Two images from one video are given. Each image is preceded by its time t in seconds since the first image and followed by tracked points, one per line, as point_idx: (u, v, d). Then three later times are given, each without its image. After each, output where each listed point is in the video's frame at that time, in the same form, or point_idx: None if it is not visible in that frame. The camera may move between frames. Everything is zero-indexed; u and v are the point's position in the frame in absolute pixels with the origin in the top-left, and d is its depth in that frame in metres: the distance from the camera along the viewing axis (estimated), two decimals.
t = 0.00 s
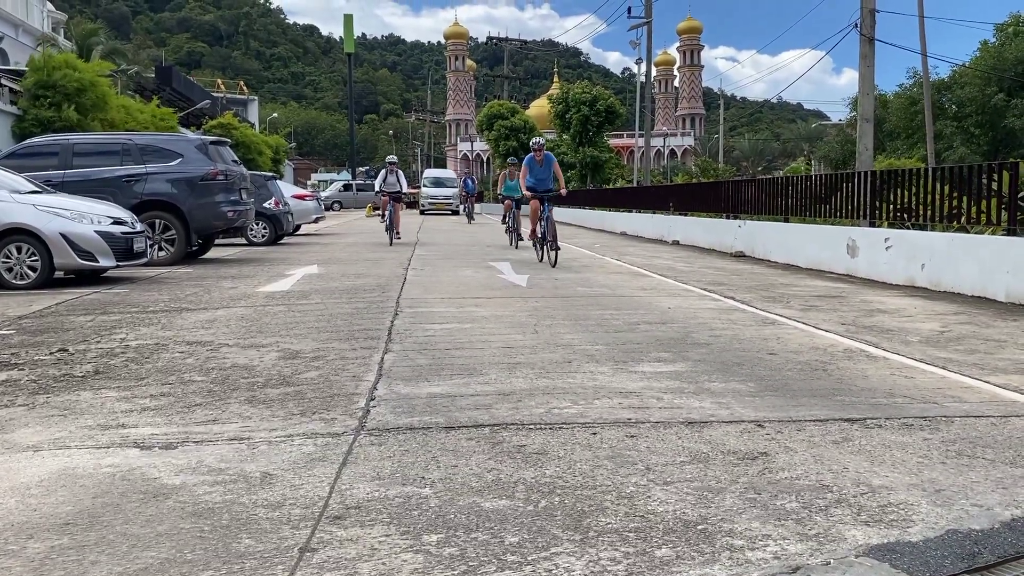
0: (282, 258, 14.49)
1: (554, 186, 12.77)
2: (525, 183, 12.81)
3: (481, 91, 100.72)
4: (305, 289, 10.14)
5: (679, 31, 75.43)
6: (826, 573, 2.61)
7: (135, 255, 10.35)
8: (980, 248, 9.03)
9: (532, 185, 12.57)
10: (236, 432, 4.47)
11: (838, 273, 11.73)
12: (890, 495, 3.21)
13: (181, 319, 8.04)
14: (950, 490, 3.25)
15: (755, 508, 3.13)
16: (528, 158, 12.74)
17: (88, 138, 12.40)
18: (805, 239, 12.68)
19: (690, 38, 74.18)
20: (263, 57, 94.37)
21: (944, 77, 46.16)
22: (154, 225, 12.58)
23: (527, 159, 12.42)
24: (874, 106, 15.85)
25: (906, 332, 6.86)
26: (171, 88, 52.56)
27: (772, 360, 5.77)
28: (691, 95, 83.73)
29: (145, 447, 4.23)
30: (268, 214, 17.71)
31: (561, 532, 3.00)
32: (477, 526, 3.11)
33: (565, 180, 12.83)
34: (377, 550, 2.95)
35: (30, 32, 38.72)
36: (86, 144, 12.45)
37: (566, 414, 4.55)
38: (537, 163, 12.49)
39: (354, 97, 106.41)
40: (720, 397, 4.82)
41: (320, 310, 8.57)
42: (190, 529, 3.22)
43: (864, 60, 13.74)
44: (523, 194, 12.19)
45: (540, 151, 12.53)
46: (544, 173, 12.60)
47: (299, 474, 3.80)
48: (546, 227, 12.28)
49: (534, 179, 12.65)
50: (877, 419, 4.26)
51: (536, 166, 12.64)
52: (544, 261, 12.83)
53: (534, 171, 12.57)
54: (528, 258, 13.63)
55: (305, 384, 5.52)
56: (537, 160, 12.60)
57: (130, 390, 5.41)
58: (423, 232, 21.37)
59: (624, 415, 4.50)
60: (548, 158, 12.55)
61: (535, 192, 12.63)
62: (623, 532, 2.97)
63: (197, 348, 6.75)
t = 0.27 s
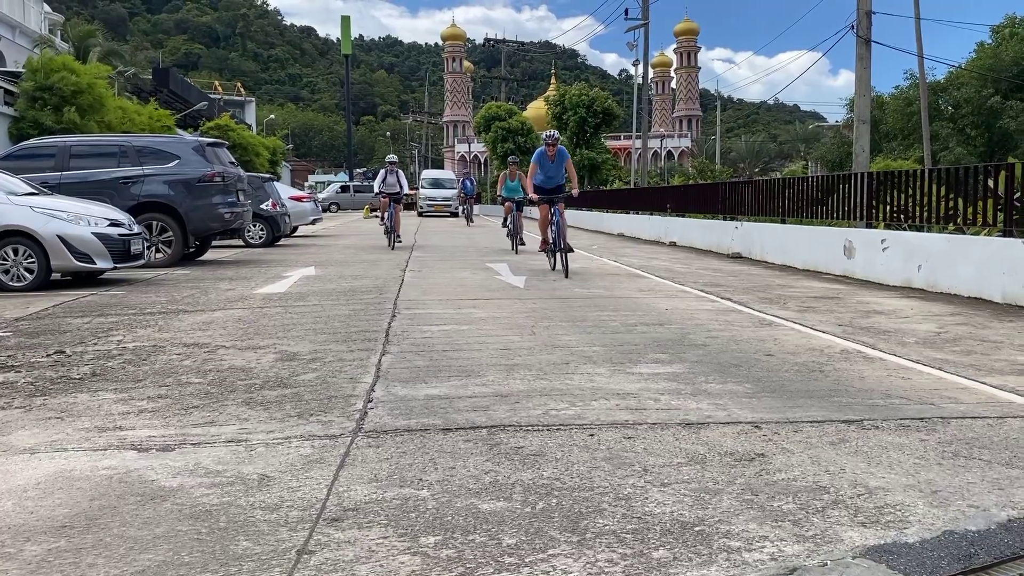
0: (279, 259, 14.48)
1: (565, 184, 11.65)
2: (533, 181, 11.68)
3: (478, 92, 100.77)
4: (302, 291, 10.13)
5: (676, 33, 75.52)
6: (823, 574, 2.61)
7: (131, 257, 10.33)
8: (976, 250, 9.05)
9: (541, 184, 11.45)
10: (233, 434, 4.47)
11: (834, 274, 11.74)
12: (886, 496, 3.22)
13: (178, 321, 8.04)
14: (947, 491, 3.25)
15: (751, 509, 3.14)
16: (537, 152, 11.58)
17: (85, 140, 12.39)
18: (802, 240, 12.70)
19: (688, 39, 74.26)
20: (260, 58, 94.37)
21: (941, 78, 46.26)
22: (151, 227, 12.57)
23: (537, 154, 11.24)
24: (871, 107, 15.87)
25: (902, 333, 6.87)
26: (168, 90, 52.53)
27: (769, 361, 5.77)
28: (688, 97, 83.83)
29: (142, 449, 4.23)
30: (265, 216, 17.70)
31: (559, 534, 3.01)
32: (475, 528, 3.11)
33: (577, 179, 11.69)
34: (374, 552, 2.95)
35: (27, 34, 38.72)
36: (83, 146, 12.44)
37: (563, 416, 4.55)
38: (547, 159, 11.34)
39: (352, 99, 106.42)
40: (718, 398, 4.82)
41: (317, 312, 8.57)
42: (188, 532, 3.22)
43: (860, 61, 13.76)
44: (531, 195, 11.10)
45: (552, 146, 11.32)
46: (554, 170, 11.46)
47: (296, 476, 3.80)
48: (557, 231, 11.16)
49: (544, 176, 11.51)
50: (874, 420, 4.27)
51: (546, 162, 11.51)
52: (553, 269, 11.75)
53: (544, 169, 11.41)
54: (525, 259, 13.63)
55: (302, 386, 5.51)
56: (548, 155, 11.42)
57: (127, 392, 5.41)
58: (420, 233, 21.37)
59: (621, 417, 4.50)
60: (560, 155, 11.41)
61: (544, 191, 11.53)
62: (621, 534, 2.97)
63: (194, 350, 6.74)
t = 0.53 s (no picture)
0: (275, 261, 14.46)
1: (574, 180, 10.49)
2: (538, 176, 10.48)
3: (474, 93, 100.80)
4: (298, 293, 10.12)
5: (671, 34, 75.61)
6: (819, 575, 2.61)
7: (127, 258, 10.31)
8: (971, 250, 9.07)
9: (547, 180, 10.31)
10: (229, 436, 4.46)
11: (830, 275, 11.75)
12: (883, 497, 3.22)
13: (173, 323, 8.02)
14: (943, 492, 3.26)
15: (748, 510, 3.14)
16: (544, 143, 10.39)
17: (81, 141, 12.37)
18: (798, 241, 12.71)
19: (683, 40, 74.32)
20: (256, 60, 94.36)
21: (935, 79, 46.40)
22: (146, 229, 12.53)
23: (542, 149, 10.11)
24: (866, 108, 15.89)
25: (898, 333, 6.88)
26: (164, 91, 52.46)
27: (765, 362, 5.78)
28: (684, 98, 83.93)
29: (138, 451, 4.22)
30: (261, 217, 17.68)
31: (556, 535, 3.00)
32: (472, 530, 3.10)
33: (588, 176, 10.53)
34: (370, 554, 2.95)
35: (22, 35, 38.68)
36: (78, 147, 12.42)
37: (560, 418, 4.54)
38: (556, 153, 10.17)
39: (347, 100, 106.39)
40: (714, 399, 4.82)
41: (313, 313, 8.56)
42: (184, 534, 3.21)
43: (855, 62, 13.78)
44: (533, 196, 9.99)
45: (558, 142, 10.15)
46: (563, 165, 10.29)
47: (292, 478, 3.79)
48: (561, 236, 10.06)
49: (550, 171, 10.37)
50: (870, 421, 4.28)
51: (554, 155, 10.33)
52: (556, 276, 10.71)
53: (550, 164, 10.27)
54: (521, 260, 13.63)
55: (298, 388, 5.50)
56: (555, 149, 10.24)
57: (122, 394, 5.39)
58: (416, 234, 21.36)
59: (618, 418, 4.50)
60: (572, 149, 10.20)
61: (549, 188, 10.40)
62: (617, 535, 2.97)
63: (189, 352, 6.72)
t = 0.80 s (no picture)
0: (269, 262, 14.43)
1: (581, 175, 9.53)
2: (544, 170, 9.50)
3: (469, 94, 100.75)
4: (293, 293, 10.10)
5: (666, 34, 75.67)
6: (814, 574, 2.61)
7: (121, 259, 10.29)
8: (965, 250, 9.10)
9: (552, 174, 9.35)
10: (224, 438, 4.45)
11: (825, 275, 11.78)
12: (877, 496, 3.23)
13: (168, 324, 8.00)
14: (937, 491, 3.27)
15: (743, 510, 3.15)
16: (552, 132, 9.41)
17: (75, 142, 12.34)
18: (793, 241, 12.73)
19: (678, 41, 74.39)
20: (250, 60, 94.23)
21: (928, 80, 46.56)
22: (140, 230, 12.50)
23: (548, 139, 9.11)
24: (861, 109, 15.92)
25: (893, 333, 6.90)
26: (158, 91, 52.34)
27: (760, 362, 5.79)
28: (678, 98, 84.01)
29: (133, 452, 4.21)
30: (256, 218, 17.65)
31: (552, 535, 3.00)
32: (468, 530, 3.10)
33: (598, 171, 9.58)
34: (366, 554, 2.94)
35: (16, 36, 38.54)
36: (73, 148, 12.38)
37: (555, 418, 4.54)
38: (563, 147, 9.19)
39: (342, 101, 106.28)
40: (709, 399, 4.83)
41: (308, 314, 8.55)
42: (178, 535, 3.20)
43: (850, 63, 13.81)
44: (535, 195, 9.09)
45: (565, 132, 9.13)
46: (570, 159, 9.32)
47: (287, 479, 3.79)
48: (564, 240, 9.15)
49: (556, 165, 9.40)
50: (865, 420, 4.28)
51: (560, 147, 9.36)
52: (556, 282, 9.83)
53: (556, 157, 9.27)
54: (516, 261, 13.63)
55: (293, 389, 5.49)
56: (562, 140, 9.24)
57: (116, 395, 5.37)
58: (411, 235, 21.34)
59: (614, 418, 4.51)
60: (581, 143, 9.21)
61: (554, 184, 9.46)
62: (613, 535, 2.97)
63: (184, 353, 6.71)
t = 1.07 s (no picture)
0: (263, 263, 14.40)
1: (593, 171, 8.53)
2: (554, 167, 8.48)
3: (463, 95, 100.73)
4: (287, 295, 10.09)
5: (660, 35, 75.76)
6: (808, 574, 2.62)
7: (115, 261, 10.27)
8: (958, 250, 9.13)
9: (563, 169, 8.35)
10: (219, 439, 4.45)
11: (819, 275, 11.80)
12: (871, 496, 3.24)
13: (162, 326, 7.98)
14: (930, 490, 3.28)
15: (737, 510, 3.15)
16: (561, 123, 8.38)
17: (68, 144, 12.30)
18: (787, 241, 12.75)
19: (672, 41, 74.48)
20: (244, 62, 94.11)
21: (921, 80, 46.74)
22: (134, 231, 12.46)
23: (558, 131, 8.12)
24: (854, 109, 15.97)
25: (886, 333, 6.91)
26: (152, 92, 52.24)
27: (754, 362, 5.80)
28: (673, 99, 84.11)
29: (126, 454, 4.20)
30: (250, 219, 17.62)
31: (546, 536, 3.00)
32: (462, 532, 3.10)
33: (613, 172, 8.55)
34: (361, 556, 2.94)
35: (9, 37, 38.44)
36: (66, 149, 12.35)
37: (550, 418, 4.55)
38: (575, 139, 8.19)
39: (337, 102, 106.18)
40: (704, 399, 4.84)
41: (302, 315, 8.54)
42: (172, 538, 3.19)
43: (843, 63, 13.85)
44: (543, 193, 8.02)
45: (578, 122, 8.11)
46: (582, 154, 8.32)
47: (282, 481, 3.78)
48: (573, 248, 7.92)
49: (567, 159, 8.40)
50: (858, 421, 4.30)
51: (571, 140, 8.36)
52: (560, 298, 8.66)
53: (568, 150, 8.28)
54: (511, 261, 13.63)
55: (287, 391, 5.49)
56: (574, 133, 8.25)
57: (110, 397, 5.36)
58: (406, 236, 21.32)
59: (608, 418, 4.51)
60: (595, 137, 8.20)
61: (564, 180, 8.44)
62: (608, 535, 2.98)
63: (178, 354, 6.69)
